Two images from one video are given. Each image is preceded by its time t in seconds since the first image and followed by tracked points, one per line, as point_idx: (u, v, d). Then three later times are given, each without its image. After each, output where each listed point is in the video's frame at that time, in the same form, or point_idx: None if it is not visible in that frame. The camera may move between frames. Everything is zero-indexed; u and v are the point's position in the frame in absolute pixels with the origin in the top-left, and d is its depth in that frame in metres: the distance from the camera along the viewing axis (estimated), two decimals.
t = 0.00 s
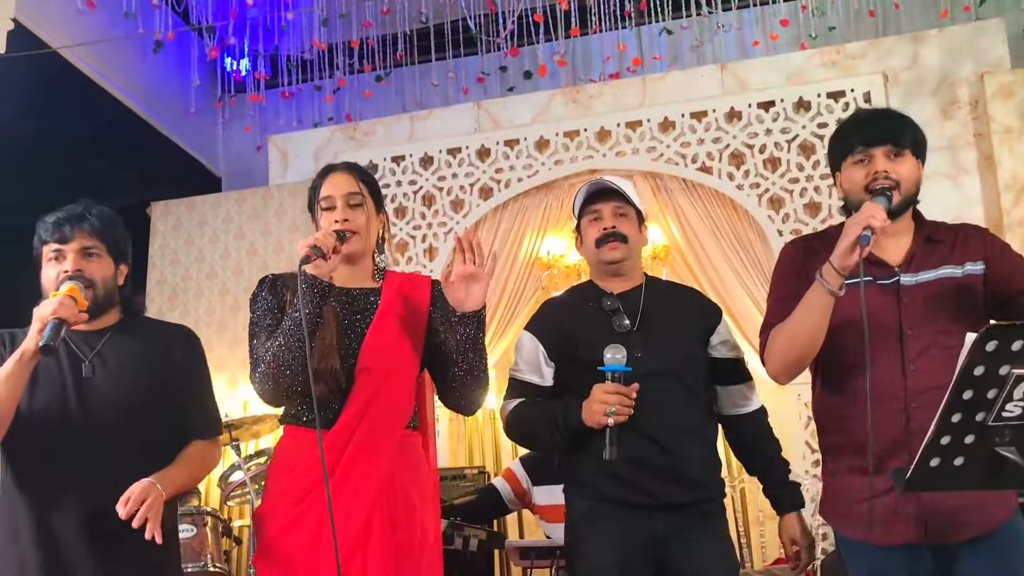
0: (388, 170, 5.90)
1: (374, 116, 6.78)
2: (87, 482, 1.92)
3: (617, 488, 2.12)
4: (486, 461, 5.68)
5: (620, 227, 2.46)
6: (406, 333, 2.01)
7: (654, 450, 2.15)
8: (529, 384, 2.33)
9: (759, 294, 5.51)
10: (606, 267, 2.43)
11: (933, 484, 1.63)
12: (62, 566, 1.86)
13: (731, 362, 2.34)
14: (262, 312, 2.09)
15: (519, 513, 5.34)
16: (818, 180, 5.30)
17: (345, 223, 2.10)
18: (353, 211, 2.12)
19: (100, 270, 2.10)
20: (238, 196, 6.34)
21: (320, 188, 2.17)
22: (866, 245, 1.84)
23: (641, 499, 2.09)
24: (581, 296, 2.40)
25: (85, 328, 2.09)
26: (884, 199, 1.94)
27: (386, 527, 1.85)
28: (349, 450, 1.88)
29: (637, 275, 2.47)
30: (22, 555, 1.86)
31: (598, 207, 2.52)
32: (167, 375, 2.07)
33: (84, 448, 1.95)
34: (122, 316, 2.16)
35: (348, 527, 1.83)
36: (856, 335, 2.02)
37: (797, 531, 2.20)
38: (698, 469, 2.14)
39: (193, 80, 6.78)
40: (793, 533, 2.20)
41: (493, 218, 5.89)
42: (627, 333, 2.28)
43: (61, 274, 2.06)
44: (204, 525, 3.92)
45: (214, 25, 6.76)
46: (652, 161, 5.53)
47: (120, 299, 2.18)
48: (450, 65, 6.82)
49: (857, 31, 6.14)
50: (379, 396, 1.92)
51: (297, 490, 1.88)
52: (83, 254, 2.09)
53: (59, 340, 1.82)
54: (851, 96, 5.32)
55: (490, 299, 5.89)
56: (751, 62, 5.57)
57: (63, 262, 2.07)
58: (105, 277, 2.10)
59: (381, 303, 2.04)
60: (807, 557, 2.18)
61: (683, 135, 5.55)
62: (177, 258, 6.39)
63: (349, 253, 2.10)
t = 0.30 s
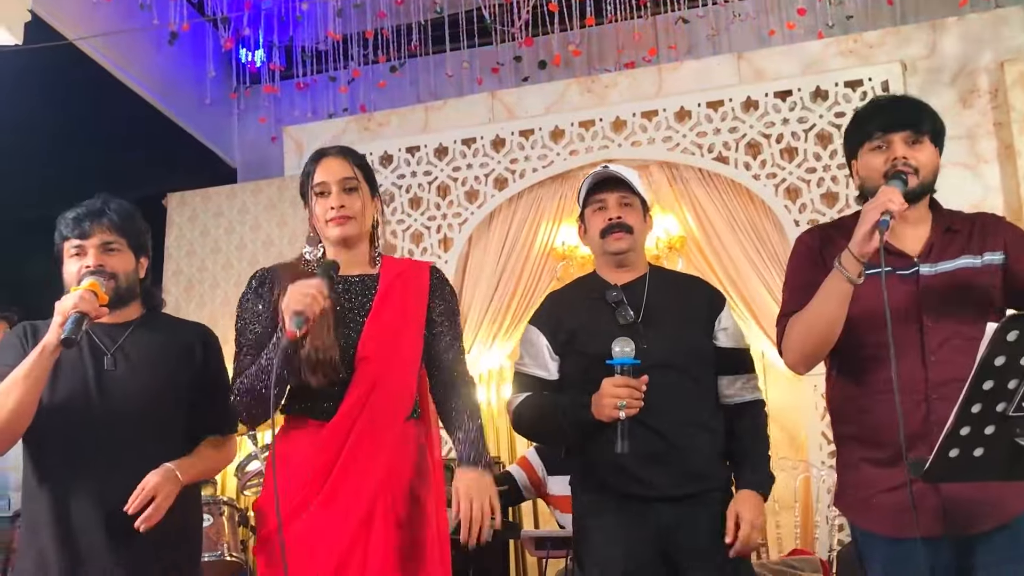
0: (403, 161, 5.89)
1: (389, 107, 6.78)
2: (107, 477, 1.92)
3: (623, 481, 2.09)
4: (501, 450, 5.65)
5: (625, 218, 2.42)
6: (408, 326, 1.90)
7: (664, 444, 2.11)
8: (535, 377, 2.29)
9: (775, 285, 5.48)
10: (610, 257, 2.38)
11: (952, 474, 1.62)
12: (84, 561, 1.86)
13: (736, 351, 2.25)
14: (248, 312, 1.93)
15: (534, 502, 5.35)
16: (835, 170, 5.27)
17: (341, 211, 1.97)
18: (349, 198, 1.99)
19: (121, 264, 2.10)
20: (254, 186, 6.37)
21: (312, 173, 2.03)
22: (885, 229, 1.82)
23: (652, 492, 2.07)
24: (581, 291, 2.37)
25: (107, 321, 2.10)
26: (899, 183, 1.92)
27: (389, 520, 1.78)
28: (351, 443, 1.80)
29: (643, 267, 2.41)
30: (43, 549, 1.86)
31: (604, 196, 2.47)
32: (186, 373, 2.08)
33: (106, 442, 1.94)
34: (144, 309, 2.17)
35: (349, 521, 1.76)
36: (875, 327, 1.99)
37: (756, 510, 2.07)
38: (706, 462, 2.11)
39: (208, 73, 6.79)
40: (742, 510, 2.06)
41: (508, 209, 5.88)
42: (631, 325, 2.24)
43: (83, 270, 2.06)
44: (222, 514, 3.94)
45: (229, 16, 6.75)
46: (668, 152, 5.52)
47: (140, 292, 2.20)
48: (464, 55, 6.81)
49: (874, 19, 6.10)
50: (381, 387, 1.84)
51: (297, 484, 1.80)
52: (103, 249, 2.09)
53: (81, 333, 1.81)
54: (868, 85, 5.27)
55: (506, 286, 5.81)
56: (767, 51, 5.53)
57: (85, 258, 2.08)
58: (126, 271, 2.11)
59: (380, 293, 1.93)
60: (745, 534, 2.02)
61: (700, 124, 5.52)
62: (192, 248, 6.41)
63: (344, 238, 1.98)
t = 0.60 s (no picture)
0: (415, 154, 5.90)
1: (401, 100, 6.78)
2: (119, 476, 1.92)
3: (633, 477, 2.09)
4: (512, 443, 5.60)
5: (648, 211, 2.41)
6: (410, 324, 1.97)
7: (674, 441, 2.10)
8: (545, 374, 2.31)
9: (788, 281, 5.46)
10: (632, 250, 2.37)
11: (964, 468, 1.61)
12: (97, 560, 1.86)
13: (746, 349, 2.23)
14: (243, 308, 1.98)
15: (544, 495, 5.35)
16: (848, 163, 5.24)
17: (339, 198, 2.05)
18: (345, 185, 2.08)
19: (132, 263, 2.11)
20: (267, 179, 6.40)
21: (308, 159, 2.11)
22: (887, 225, 1.80)
23: (661, 490, 2.06)
24: (595, 285, 2.35)
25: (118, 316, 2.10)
26: (903, 178, 1.93)
27: (394, 512, 1.84)
28: (356, 436, 1.85)
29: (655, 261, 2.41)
30: (58, 544, 1.87)
31: (626, 186, 2.46)
32: (197, 370, 2.08)
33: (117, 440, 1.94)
34: (155, 305, 2.17)
35: (355, 514, 1.82)
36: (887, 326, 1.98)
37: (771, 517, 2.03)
38: (716, 459, 2.09)
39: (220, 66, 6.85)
40: (755, 519, 2.02)
41: (520, 202, 5.86)
42: (641, 320, 2.23)
43: (94, 267, 2.07)
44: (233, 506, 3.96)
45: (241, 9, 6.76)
46: (679, 144, 5.49)
47: (151, 288, 2.20)
48: (476, 48, 6.81)
49: (888, 12, 6.06)
50: (384, 383, 1.89)
51: (303, 476, 1.85)
52: (115, 246, 2.09)
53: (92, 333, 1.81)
54: (883, 78, 5.22)
55: (517, 279, 5.81)
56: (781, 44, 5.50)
57: (97, 255, 2.08)
58: (137, 269, 2.12)
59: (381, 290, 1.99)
60: (757, 542, 1.99)
61: (712, 117, 5.49)
62: (205, 241, 6.43)
63: (341, 229, 2.06)
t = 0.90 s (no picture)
0: (423, 151, 5.91)
1: (409, 97, 6.79)
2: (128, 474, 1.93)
3: (644, 476, 2.07)
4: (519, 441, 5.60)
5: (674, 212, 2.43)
6: (430, 326, 1.99)
7: (685, 439, 2.09)
8: (553, 377, 2.29)
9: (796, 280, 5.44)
10: (663, 249, 2.37)
11: (972, 470, 1.61)
12: (107, 558, 1.87)
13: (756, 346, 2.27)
14: (262, 300, 1.91)
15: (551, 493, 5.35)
16: (857, 163, 5.22)
17: (357, 194, 2.04)
18: (363, 182, 2.07)
19: (137, 260, 2.12)
20: (275, 176, 6.42)
21: (322, 152, 2.08)
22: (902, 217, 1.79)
23: (672, 491, 2.04)
24: (601, 282, 2.34)
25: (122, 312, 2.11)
26: (924, 176, 1.93)
27: (418, 509, 1.85)
28: (383, 435, 1.84)
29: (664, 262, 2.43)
30: (66, 540, 1.88)
31: (656, 186, 2.45)
32: (201, 365, 2.08)
33: (124, 438, 1.95)
34: (156, 300, 2.18)
35: (383, 513, 1.81)
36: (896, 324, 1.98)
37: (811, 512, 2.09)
38: (724, 459, 2.09)
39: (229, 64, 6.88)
40: (800, 516, 2.08)
41: (527, 200, 5.87)
42: (652, 322, 2.22)
43: (98, 263, 2.07)
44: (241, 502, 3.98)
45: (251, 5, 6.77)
46: (688, 142, 5.48)
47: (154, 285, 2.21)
48: (485, 45, 6.82)
49: (899, 11, 6.05)
50: (411, 383, 1.90)
51: (326, 475, 1.82)
52: (121, 244, 2.10)
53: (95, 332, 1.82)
54: (892, 76, 5.19)
55: (524, 278, 5.81)
56: (790, 42, 5.50)
57: (103, 253, 2.08)
58: (140, 266, 2.13)
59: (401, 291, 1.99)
60: (808, 539, 2.05)
61: (721, 116, 5.48)
62: (213, 238, 6.45)
63: (353, 223, 2.05)
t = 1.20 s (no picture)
0: (431, 152, 5.92)
1: (418, 98, 6.80)
2: (141, 473, 1.92)
3: (659, 477, 2.03)
4: (527, 443, 5.58)
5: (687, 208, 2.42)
6: (456, 328, 2.03)
7: (702, 436, 2.07)
8: (565, 375, 2.23)
9: (806, 282, 5.40)
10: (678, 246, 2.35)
11: (985, 471, 1.59)
12: (117, 558, 1.86)
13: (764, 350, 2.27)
14: (296, 300, 1.92)
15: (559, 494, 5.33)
16: (867, 163, 5.18)
17: (394, 196, 2.05)
18: (400, 186, 2.08)
19: (149, 258, 2.10)
20: (284, 176, 6.42)
21: (360, 154, 2.08)
22: (927, 217, 1.81)
23: (693, 492, 2.01)
24: (613, 280, 2.32)
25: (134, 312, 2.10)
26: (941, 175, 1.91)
27: (445, 507, 1.88)
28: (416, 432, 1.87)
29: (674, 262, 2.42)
30: (76, 540, 1.86)
31: (668, 184, 2.44)
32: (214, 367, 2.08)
33: (137, 437, 1.94)
34: (169, 301, 2.18)
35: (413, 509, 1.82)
36: (911, 322, 1.96)
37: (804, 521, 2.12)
38: (736, 462, 2.07)
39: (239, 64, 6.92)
40: (793, 523, 2.11)
41: (535, 200, 5.86)
42: (666, 319, 2.21)
43: (111, 263, 2.05)
44: (249, 502, 3.98)
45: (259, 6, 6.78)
46: (697, 143, 5.46)
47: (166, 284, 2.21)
48: (493, 46, 6.82)
49: (908, 11, 6.03)
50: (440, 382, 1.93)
51: (357, 472, 1.84)
52: (133, 243, 2.08)
53: (108, 332, 1.81)
54: (902, 77, 5.17)
55: (532, 278, 5.77)
56: (799, 43, 5.50)
57: (115, 251, 2.06)
58: (153, 265, 2.11)
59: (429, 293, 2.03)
60: (799, 546, 2.08)
61: (730, 116, 5.47)
62: (222, 239, 6.46)
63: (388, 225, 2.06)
